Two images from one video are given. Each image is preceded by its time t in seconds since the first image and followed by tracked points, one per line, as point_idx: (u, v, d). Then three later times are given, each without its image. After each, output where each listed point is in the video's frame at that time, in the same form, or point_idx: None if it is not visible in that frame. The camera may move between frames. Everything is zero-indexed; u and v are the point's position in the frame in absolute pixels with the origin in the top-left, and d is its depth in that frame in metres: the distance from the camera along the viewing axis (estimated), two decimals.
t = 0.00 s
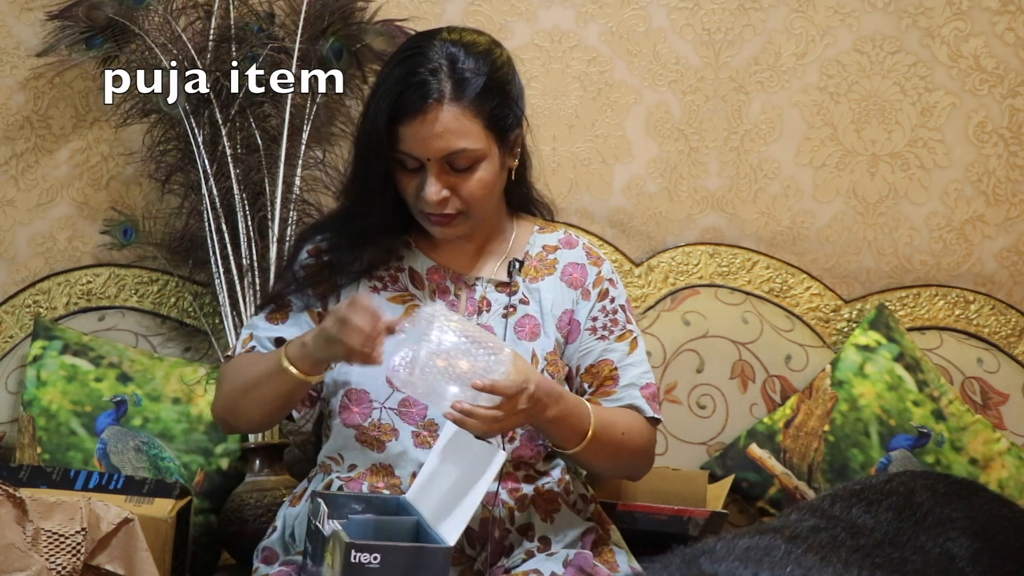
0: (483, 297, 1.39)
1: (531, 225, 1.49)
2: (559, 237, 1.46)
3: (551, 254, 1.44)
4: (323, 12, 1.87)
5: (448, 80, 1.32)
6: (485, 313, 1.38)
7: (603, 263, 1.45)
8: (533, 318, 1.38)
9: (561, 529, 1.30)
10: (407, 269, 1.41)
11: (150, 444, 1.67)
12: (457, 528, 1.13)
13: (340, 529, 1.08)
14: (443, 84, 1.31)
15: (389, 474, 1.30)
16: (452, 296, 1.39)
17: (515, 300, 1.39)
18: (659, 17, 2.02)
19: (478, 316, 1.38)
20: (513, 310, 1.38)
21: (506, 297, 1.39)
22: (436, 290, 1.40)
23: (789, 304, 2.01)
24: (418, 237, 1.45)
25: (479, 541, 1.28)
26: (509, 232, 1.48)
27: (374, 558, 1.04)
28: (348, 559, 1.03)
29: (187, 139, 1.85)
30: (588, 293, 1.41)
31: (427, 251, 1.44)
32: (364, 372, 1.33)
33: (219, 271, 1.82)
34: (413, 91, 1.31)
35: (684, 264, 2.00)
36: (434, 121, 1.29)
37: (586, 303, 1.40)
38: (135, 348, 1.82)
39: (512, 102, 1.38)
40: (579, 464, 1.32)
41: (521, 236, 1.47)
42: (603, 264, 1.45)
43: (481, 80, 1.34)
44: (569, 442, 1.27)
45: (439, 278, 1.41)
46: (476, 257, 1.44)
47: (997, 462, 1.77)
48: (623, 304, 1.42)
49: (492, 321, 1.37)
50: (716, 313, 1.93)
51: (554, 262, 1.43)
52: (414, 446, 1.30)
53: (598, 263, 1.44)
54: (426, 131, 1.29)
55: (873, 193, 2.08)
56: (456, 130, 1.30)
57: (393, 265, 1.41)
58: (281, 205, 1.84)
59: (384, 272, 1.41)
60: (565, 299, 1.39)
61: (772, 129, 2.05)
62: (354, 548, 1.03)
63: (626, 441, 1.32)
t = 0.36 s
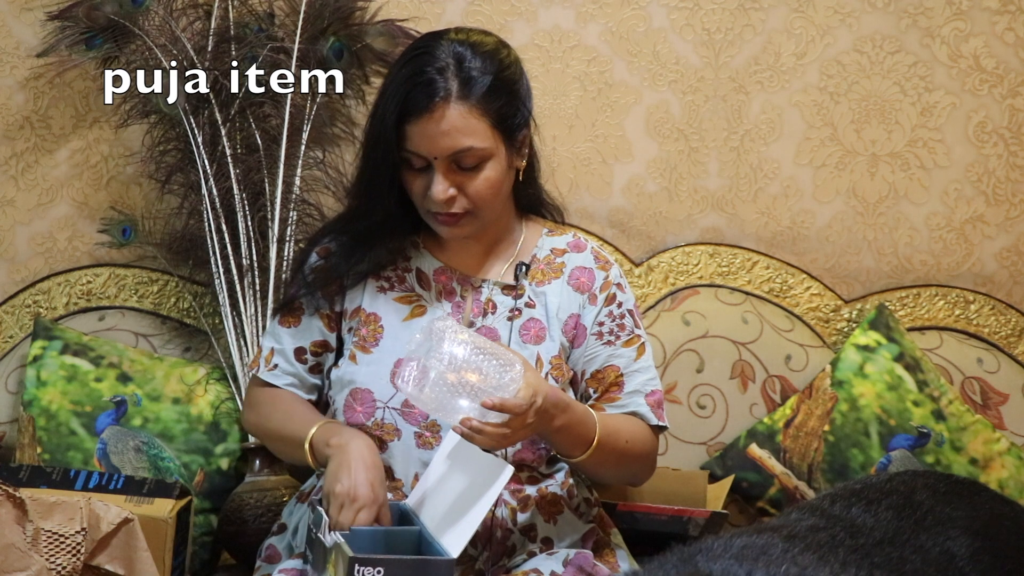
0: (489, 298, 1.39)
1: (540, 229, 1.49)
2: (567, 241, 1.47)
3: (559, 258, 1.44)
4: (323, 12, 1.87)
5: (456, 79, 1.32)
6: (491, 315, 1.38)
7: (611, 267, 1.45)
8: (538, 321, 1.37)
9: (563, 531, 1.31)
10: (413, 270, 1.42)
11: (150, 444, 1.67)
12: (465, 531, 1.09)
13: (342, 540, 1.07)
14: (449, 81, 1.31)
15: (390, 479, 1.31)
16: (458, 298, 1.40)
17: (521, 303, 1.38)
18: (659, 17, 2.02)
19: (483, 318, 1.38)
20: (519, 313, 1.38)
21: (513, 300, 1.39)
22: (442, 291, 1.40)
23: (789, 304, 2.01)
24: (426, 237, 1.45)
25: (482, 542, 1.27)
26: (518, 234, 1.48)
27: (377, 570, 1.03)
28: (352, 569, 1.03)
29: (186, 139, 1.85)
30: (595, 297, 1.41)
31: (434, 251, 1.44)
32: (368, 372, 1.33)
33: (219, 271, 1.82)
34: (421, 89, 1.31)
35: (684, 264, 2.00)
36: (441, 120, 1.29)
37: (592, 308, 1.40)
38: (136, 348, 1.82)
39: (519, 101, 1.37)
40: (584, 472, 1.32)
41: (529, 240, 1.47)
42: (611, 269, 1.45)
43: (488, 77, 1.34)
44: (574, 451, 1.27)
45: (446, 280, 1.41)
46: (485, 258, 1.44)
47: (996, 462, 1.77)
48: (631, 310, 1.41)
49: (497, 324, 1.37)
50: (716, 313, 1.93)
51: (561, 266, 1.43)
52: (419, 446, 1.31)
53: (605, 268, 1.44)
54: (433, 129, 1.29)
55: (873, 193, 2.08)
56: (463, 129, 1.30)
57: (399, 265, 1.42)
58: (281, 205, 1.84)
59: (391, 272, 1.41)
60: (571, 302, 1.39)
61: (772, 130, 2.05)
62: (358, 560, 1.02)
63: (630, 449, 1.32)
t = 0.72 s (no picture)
0: (496, 299, 1.39)
1: (546, 228, 1.49)
2: (575, 242, 1.47)
3: (566, 258, 1.43)
4: (323, 11, 1.87)
5: (475, 56, 1.34)
6: (497, 315, 1.38)
7: (618, 268, 1.45)
8: (545, 322, 1.37)
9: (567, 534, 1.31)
10: (420, 269, 1.41)
11: (150, 444, 1.67)
12: (470, 537, 1.10)
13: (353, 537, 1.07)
14: (467, 59, 1.33)
15: (394, 479, 1.31)
16: (464, 297, 1.40)
17: (528, 304, 1.38)
18: (659, 16, 2.02)
19: (490, 318, 1.38)
20: (526, 314, 1.38)
21: (520, 301, 1.39)
22: (448, 291, 1.40)
23: (789, 304, 2.01)
24: (433, 236, 1.46)
25: (485, 544, 1.27)
26: (525, 234, 1.48)
27: (388, 569, 1.03)
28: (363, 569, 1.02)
29: (186, 140, 1.85)
30: (602, 299, 1.40)
31: (439, 249, 1.44)
32: (375, 371, 1.33)
33: (219, 271, 1.82)
34: (441, 66, 1.32)
35: (684, 264, 2.00)
36: (461, 96, 1.31)
37: (600, 309, 1.40)
38: (135, 348, 1.82)
39: (532, 85, 1.39)
40: (587, 473, 1.32)
41: (536, 240, 1.47)
42: (618, 269, 1.44)
43: (503, 57, 1.35)
44: (579, 454, 1.27)
45: (452, 279, 1.41)
46: (492, 256, 1.44)
47: (997, 462, 1.77)
48: (637, 312, 1.42)
49: (504, 324, 1.37)
50: (716, 313, 1.93)
51: (568, 267, 1.42)
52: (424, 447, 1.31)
53: (613, 269, 1.44)
54: (452, 105, 1.31)
55: (873, 193, 2.08)
56: (483, 103, 1.31)
57: (405, 264, 1.41)
58: (281, 204, 1.84)
59: (397, 271, 1.40)
60: (578, 303, 1.39)
61: (772, 130, 2.05)
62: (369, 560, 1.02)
63: (636, 453, 1.32)
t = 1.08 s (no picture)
0: (496, 301, 1.39)
1: (547, 229, 1.49)
2: (575, 242, 1.47)
3: (566, 259, 1.43)
4: (323, 12, 1.87)
5: (474, 59, 1.33)
6: (498, 317, 1.38)
7: (619, 269, 1.45)
8: (546, 323, 1.37)
9: (568, 535, 1.31)
10: (420, 271, 1.41)
11: (150, 444, 1.67)
12: (470, 542, 1.11)
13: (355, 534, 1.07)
14: (467, 63, 1.33)
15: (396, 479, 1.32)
16: (465, 299, 1.40)
17: (529, 305, 1.38)
18: (659, 16, 2.02)
19: (491, 320, 1.38)
20: (527, 315, 1.38)
21: (520, 302, 1.39)
22: (449, 293, 1.40)
23: (789, 304, 2.01)
24: (432, 236, 1.46)
25: (485, 545, 1.28)
26: (525, 233, 1.48)
27: (388, 566, 1.03)
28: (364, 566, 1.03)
29: (186, 140, 1.85)
30: (603, 299, 1.41)
31: (437, 248, 1.44)
32: (375, 373, 1.33)
33: (219, 271, 1.82)
34: (439, 70, 1.32)
35: (684, 264, 2.00)
36: (460, 100, 1.31)
37: (601, 310, 1.40)
38: (136, 348, 1.82)
39: (533, 86, 1.39)
40: (588, 473, 1.32)
41: (537, 240, 1.47)
42: (619, 270, 1.44)
43: (503, 60, 1.35)
44: (582, 453, 1.27)
45: (453, 281, 1.41)
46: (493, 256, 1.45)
47: (996, 462, 1.77)
48: (638, 312, 1.42)
49: (505, 325, 1.37)
50: (716, 313, 1.93)
51: (568, 268, 1.42)
52: (424, 448, 1.31)
53: (614, 270, 1.44)
54: (451, 109, 1.31)
55: (873, 192, 2.08)
56: (481, 107, 1.31)
57: (406, 266, 1.41)
58: (281, 205, 1.84)
59: (397, 273, 1.40)
60: (579, 304, 1.39)
61: (772, 130, 2.05)
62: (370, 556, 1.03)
63: (636, 453, 1.32)
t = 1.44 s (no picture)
0: (495, 301, 1.40)
1: (544, 229, 1.49)
2: (573, 242, 1.47)
3: (563, 259, 1.44)
4: (324, 12, 1.87)
5: (467, 69, 1.33)
6: (497, 318, 1.38)
7: (617, 268, 1.45)
8: (544, 323, 1.38)
9: (567, 535, 1.30)
10: (418, 272, 1.42)
11: (150, 444, 1.67)
12: (463, 540, 1.12)
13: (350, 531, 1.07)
14: (460, 75, 1.32)
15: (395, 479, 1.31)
16: (463, 301, 1.40)
17: (527, 305, 1.39)
18: (659, 16, 2.02)
19: (489, 320, 1.38)
20: (525, 315, 1.38)
21: (518, 302, 1.39)
22: (447, 294, 1.40)
23: (789, 304, 2.01)
24: (429, 238, 1.46)
25: (484, 545, 1.28)
26: (523, 233, 1.48)
27: (385, 563, 1.04)
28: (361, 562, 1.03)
29: (186, 140, 1.85)
30: (601, 299, 1.41)
31: (434, 250, 1.44)
32: (373, 375, 1.33)
33: (219, 271, 1.82)
34: (432, 79, 1.32)
35: (684, 264, 2.00)
36: (453, 110, 1.30)
37: (598, 309, 1.40)
38: (136, 348, 1.82)
39: (529, 96, 1.38)
40: (589, 469, 1.32)
41: (534, 240, 1.47)
42: (617, 269, 1.45)
43: (497, 69, 1.34)
44: (582, 449, 1.27)
45: (451, 283, 1.41)
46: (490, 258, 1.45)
47: (996, 462, 1.77)
48: (636, 311, 1.42)
49: (503, 326, 1.38)
50: (716, 313, 1.93)
51: (566, 267, 1.42)
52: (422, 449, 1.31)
53: (612, 269, 1.44)
54: (444, 119, 1.30)
55: (873, 192, 2.08)
56: (474, 119, 1.31)
57: (403, 267, 1.42)
58: (281, 205, 1.84)
59: (394, 275, 1.41)
60: (577, 304, 1.39)
61: (772, 130, 2.05)
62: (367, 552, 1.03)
63: (638, 450, 1.32)
